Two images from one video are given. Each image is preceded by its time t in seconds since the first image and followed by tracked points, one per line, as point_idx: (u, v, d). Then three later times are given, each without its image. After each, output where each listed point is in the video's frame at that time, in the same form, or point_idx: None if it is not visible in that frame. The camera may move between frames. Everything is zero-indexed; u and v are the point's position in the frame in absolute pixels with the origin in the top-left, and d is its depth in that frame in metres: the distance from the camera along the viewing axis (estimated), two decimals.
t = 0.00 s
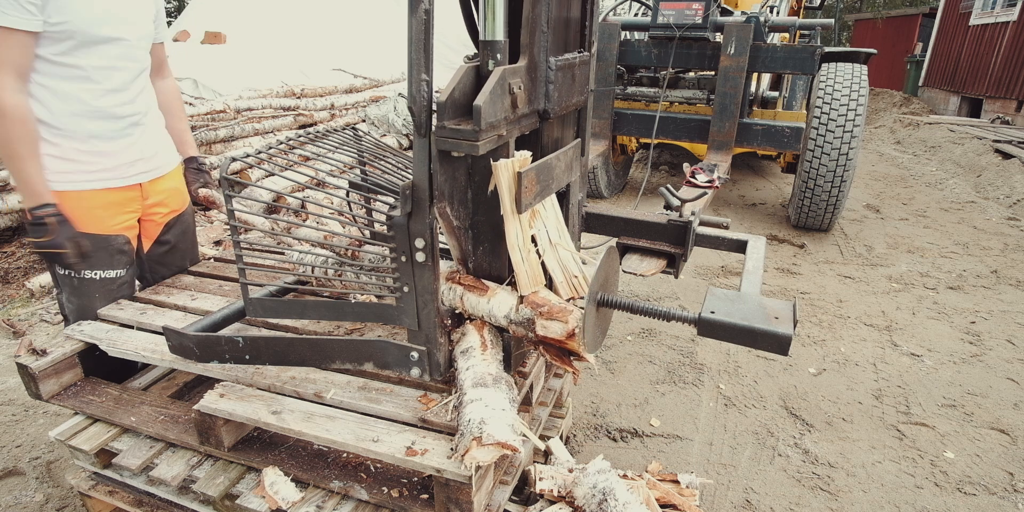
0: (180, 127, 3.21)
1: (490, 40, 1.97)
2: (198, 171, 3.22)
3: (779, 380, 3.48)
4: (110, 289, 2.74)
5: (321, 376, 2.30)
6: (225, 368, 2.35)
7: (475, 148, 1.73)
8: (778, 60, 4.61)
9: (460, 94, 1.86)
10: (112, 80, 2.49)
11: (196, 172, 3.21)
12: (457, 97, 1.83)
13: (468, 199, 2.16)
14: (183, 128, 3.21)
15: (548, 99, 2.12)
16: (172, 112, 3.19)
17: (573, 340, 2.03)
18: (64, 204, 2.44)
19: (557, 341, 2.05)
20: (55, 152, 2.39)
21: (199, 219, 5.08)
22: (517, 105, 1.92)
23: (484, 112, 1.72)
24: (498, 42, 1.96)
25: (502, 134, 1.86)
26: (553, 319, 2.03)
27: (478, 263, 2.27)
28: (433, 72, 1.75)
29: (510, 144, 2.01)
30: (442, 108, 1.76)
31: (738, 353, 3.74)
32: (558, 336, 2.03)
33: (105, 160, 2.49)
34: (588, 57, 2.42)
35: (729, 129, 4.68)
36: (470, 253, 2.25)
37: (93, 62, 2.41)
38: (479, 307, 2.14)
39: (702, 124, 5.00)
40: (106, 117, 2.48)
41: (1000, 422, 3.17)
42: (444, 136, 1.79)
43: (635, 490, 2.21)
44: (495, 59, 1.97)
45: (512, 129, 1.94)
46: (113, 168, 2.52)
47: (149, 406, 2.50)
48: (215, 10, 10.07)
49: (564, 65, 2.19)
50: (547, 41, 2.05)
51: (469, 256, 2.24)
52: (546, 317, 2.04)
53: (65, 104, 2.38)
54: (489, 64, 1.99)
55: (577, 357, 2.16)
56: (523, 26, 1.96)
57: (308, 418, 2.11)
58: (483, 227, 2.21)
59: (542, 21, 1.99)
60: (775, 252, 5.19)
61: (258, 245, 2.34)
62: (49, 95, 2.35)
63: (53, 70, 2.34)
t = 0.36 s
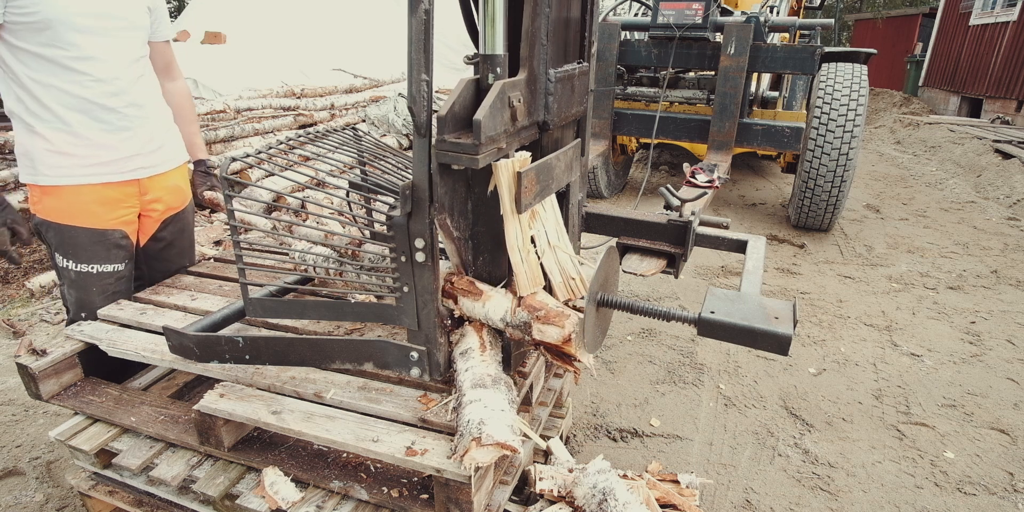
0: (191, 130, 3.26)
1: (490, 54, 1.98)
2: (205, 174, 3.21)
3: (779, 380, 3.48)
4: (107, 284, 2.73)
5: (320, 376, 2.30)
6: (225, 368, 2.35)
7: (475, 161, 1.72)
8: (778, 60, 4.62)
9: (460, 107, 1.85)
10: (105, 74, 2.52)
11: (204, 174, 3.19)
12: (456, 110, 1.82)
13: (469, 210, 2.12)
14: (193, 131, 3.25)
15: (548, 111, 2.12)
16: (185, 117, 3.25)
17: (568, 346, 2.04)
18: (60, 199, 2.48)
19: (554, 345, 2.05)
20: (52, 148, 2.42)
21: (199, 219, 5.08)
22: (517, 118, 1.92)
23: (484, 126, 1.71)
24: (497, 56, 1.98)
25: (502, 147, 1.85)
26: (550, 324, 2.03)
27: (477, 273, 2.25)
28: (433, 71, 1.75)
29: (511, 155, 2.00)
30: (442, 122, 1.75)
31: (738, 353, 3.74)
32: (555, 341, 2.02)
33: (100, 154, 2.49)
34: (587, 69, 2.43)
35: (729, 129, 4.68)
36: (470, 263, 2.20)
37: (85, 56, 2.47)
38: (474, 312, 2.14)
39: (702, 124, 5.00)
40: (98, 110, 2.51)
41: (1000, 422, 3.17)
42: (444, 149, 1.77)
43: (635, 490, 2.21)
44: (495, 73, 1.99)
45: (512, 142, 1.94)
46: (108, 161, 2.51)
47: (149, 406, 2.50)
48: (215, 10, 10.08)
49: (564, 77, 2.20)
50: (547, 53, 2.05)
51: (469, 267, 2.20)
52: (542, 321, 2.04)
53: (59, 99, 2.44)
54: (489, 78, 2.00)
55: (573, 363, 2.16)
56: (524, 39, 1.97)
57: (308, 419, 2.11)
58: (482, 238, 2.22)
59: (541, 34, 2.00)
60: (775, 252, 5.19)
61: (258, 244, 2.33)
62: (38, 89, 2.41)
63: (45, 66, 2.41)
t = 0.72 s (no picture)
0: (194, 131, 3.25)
1: (490, 67, 1.98)
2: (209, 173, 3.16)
3: (778, 380, 3.48)
4: (97, 278, 2.71)
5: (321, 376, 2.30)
6: (225, 368, 2.35)
7: (475, 175, 1.74)
8: (778, 60, 4.61)
9: (460, 121, 1.85)
10: (98, 72, 2.53)
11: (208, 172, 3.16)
12: (457, 124, 1.82)
13: (468, 221, 2.12)
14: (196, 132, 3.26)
15: (547, 123, 2.13)
16: (186, 117, 3.25)
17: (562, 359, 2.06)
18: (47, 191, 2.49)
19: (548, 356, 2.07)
20: (40, 142, 2.46)
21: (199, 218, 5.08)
22: (517, 130, 1.93)
23: (485, 139, 1.72)
24: (497, 70, 1.98)
25: (502, 161, 1.87)
26: (544, 334, 2.05)
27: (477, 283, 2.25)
28: (433, 71, 1.74)
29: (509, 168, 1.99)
30: (443, 135, 1.75)
31: (738, 353, 3.74)
32: (549, 352, 2.05)
33: (87, 148, 2.53)
34: (587, 79, 2.44)
35: (729, 129, 4.68)
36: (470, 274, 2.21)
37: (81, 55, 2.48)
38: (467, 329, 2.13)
39: (702, 124, 5.00)
40: (87, 106, 2.52)
41: (1000, 422, 3.17)
42: (444, 163, 1.79)
43: (635, 490, 2.21)
44: (495, 87, 1.99)
45: (512, 154, 1.96)
46: (95, 155, 2.55)
47: (149, 406, 2.50)
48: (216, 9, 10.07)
49: (564, 89, 2.21)
50: (547, 65, 2.06)
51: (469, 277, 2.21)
52: (536, 332, 2.06)
53: (48, 94, 2.46)
54: (489, 92, 2.00)
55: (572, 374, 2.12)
56: (524, 52, 2.00)
57: (308, 418, 2.11)
58: (483, 249, 2.22)
59: (541, 48, 2.03)
60: (775, 252, 5.19)
61: (258, 244, 2.33)
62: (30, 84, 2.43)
63: (40, 62, 2.43)
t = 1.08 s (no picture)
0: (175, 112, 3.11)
1: (490, 81, 2.01)
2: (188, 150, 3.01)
3: (778, 380, 3.48)
4: (59, 276, 2.54)
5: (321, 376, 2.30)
6: (225, 368, 2.36)
7: (475, 189, 1.78)
8: (778, 60, 4.62)
9: (460, 134, 1.90)
10: (77, 70, 2.46)
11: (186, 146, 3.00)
12: (457, 137, 1.87)
13: (469, 233, 2.18)
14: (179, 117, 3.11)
15: (546, 134, 2.17)
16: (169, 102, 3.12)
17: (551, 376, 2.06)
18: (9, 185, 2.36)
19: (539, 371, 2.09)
20: (5, 136, 2.35)
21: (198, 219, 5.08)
22: (517, 143, 1.98)
23: (484, 154, 1.76)
24: (498, 84, 2.00)
25: (502, 174, 1.92)
26: (535, 350, 2.06)
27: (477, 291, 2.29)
28: (433, 71, 1.75)
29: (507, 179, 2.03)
30: (444, 148, 1.80)
31: (738, 353, 3.74)
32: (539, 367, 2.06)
33: (55, 145, 2.42)
34: (587, 88, 2.47)
35: (729, 129, 4.68)
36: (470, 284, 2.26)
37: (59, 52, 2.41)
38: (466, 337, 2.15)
39: (702, 124, 5.00)
40: (60, 102, 2.43)
41: (1000, 422, 3.17)
42: (445, 176, 1.83)
43: (635, 490, 2.21)
44: (495, 100, 2.01)
45: (512, 166, 2.00)
46: (62, 153, 2.44)
47: (149, 406, 2.50)
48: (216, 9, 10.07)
49: (563, 100, 2.25)
50: (546, 78, 2.10)
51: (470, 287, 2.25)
52: (528, 346, 2.07)
53: (20, 88, 2.37)
54: (489, 104, 2.03)
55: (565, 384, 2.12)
56: (523, 66, 2.02)
57: (308, 419, 2.11)
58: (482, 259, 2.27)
59: (541, 60, 2.05)
60: (775, 252, 5.19)
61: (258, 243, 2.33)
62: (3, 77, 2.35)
63: (17, 58, 2.36)
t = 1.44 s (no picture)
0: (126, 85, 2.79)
1: (490, 95, 2.02)
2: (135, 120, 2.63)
3: (779, 380, 3.48)
4: None
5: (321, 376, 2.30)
6: (225, 368, 2.36)
7: (476, 202, 1.79)
8: (778, 60, 4.62)
9: (461, 148, 1.92)
10: (19, 78, 2.22)
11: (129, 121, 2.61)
12: (457, 151, 1.89)
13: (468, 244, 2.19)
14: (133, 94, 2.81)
15: (546, 145, 2.19)
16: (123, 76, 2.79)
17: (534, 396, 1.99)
18: None
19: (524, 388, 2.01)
20: None
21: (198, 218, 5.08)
22: (517, 156, 1.99)
23: (484, 167, 1.77)
24: (498, 97, 2.01)
25: (502, 188, 1.92)
26: (518, 367, 1.99)
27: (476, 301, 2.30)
28: (433, 71, 1.74)
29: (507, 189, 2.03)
30: (444, 163, 1.82)
31: (738, 353, 3.74)
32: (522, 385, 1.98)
33: None
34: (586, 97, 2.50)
35: (729, 129, 4.68)
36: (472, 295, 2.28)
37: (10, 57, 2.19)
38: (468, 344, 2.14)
39: (702, 124, 5.00)
40: None
41: (1000, 422, 3.17)
42: (446, 189, 1.84)
43: (635, 490, 2.21)
44: (495, 114, 2.03)
45: (512, 179, 2.02)
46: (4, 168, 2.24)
47: (149, 406, 2.50)
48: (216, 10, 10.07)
49: (564, 111, 2.27)
50: (545, 90, 2.11)
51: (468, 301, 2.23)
52: (512, 363, 1.99)
53: None
54: (489, 117, 2.05)
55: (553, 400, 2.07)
56: (523, 78, 2.02)
57: (308, 418, 2.11)
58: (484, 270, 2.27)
59: (540, 73, 2.07)
60: (775, 252, 5.19)
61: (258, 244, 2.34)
62: None
63: None
